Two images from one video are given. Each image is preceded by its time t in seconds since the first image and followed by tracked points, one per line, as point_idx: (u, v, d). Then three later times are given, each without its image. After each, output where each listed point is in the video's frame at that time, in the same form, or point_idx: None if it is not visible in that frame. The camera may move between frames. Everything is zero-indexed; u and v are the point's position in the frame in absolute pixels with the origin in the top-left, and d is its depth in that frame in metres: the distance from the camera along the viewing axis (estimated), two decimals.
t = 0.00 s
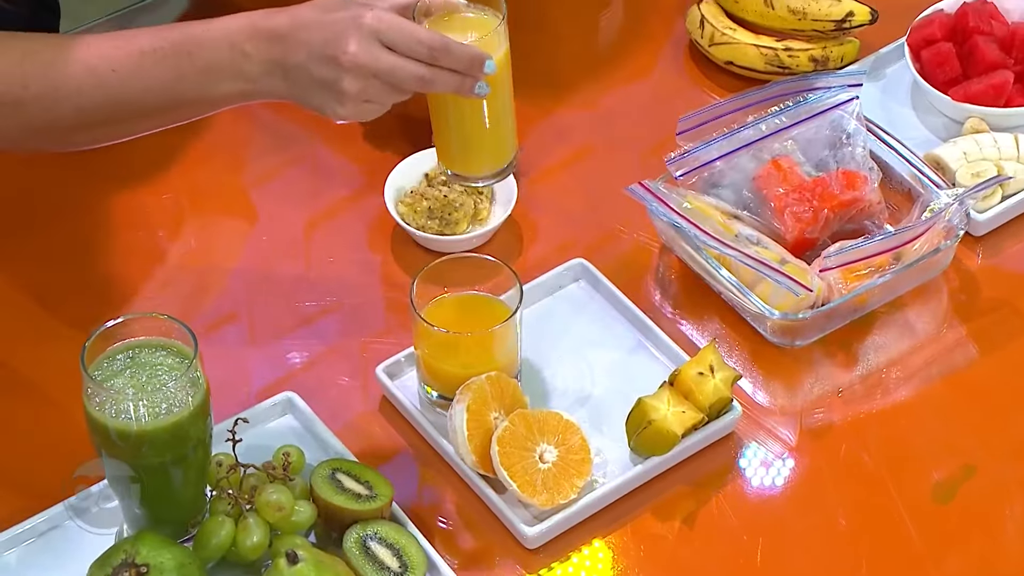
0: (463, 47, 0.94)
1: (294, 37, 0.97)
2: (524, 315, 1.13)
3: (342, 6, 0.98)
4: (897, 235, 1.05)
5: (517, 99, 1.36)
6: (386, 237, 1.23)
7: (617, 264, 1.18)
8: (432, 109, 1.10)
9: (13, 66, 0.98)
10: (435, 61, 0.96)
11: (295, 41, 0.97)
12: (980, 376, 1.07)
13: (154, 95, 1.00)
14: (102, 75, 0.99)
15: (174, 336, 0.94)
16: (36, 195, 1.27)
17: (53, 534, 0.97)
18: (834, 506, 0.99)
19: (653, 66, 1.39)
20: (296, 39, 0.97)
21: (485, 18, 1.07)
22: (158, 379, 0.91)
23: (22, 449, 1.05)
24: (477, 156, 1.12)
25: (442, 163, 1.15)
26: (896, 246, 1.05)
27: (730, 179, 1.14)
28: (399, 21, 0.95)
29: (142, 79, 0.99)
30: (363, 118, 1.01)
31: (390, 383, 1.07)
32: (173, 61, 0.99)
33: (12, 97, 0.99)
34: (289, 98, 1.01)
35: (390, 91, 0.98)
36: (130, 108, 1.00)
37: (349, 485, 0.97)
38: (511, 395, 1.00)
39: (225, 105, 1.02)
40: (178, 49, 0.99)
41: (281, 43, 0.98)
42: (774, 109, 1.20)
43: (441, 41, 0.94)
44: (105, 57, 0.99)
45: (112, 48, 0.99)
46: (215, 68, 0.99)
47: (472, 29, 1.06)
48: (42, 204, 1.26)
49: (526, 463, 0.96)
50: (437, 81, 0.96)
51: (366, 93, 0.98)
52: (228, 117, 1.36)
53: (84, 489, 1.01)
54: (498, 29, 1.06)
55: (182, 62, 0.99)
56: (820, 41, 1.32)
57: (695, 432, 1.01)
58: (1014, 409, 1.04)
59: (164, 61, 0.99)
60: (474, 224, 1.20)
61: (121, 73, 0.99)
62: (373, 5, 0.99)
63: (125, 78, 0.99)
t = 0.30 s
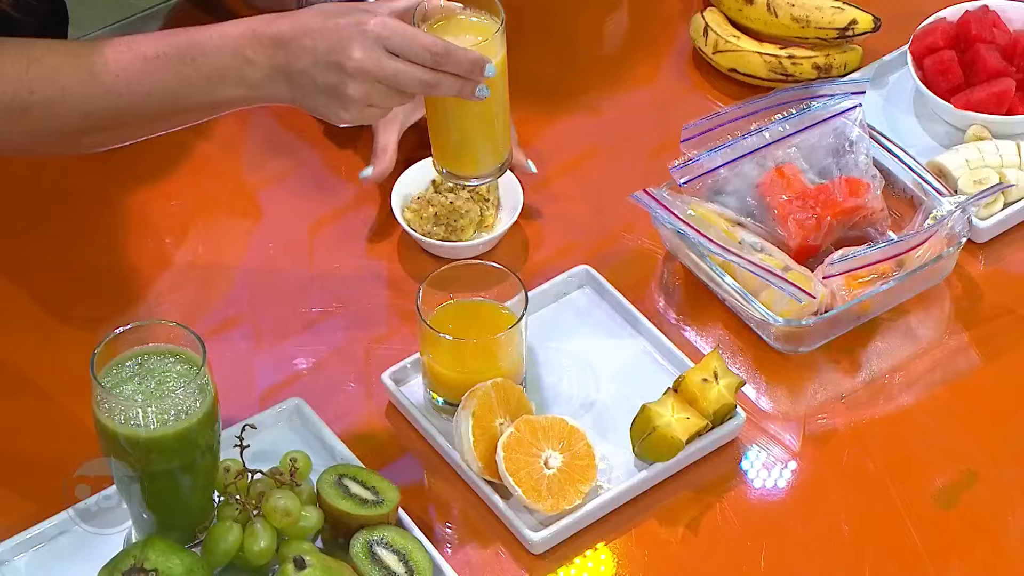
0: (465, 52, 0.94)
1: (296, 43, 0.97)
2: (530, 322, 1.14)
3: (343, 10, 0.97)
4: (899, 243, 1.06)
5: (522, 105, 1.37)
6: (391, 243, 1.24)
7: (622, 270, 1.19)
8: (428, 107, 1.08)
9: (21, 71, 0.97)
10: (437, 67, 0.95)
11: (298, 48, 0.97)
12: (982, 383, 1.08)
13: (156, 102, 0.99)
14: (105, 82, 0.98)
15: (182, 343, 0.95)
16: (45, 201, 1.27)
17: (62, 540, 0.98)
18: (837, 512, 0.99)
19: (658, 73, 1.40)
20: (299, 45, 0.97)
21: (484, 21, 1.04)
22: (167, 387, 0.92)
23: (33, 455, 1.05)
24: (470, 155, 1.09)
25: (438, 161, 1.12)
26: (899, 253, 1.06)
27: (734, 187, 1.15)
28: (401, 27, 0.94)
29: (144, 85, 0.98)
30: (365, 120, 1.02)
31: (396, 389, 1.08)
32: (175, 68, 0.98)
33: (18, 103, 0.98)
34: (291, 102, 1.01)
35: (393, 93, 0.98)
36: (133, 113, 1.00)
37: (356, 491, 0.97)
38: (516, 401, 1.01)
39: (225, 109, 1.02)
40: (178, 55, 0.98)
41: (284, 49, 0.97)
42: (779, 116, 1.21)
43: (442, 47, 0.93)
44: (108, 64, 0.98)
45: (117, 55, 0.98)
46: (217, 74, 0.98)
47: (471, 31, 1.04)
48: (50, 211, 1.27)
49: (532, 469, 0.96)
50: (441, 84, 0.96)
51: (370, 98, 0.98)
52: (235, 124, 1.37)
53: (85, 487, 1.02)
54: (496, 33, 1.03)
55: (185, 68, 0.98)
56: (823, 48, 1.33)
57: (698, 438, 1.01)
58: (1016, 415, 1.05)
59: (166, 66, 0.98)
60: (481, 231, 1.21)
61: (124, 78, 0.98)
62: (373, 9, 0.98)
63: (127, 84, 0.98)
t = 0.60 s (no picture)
0: (457, 68, 0.97)
1: (292, 56, 0.99)
2: (533, 329, 1.15)
3: (340, 24, 1.00)
4: (900, 250, 1.07)
5: (524, 112, 1.37)
6: (395, 248, 1.25)
7: (625, 276, 1.20)
8: (423, 122, 1.11)
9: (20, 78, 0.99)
10: (431, 80, 0.98)
11: (293, 60, 0.99)
12: (982, 389, 1.08)
13: (152, 110, 1.02)
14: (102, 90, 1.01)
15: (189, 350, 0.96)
16: (51, 209, 1.28)
17: (69, 545, 0.98)
18: (838, 518, 1.00)
19: (660, 79, 1.41)
20: (294, 57, 0.99)
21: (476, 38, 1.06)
22: (173, 393, 0.93)
23: (40, 463, 1.06)
24: (464, 170, 1.12)
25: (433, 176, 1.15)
26: (900, 260, 1.07)
27: (736, 194, 1.15)
28: (395, 41, 0.97)
29: (141, 93, 1.01)
30: (358, 132, 1.05)
31: (400, 395, 1.08)
32: (171, 77, 1.01)
33: (16, 107, 1.00)
34: (286, 112, 1.04)
35: (386, 107, 1.01)
36: (128, 119, 1.02)
37: (360, 496, 0.98)
38: (519, 407, 1.02)
39: (221, 117, 1.05)
40: (175, 64, 1.01)
41: (280, 61, 1.00)
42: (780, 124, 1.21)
43: (435, 62, 0.96)
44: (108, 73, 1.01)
45: (116, 64, 1.01)
46: (213, 85, 1.01)
47: (465, 47, 1.06)
48: (56, 219, 1.27)
49: (535, 474, 0.97)
50: (433, 99, 0.99)
51: (362, 110, 1.01)
52: (239, 130, 1.37)
53: (86, 487, 1.03)
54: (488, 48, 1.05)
55: (182, 78, 1.01)
56: (825, 56, 1.34)
57: (699, 444, 1.02)
58: (1015, 422, 1.06)
59: (165, 75, 1.01)
60: (489, 239, 1.21)
61: (121, 86, 1.01)
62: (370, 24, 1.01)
63: (126, 92, 1.01)
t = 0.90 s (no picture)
0: (445, 88, 0.99)
1: (284, 73, 1.02)
2: (533, 336, 1.16)
3: (332, 44, 1.03)
4: (897, 257, 1.07)
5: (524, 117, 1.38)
6: (395, 254, 1.25)
7: (626, 282, 1.21)
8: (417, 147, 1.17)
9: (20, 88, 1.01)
10: (419, 99, 1.00)
11: (284, 77, 1.01)
12: (979, 395, 1.09)
13: (143, 124, 1.03)
14: (95, 102, 1.02)
15: (192, 357, 0.96)
16: (54, 217, 1.28)
17: (72, 550, 0.99)
18: (836, 523, 1.01)
19: (660, 85, 1.41)
20: (285, 75, 1.02)
21: (465, 59, 1.14)
22: (176, 400, 0.93)
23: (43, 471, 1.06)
24: (457, 192, 1.18)
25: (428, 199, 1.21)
26: (897, 267, 1.07)
27: (734, 202, 1.16)
28: (385, 62, 1.00)
29: (131, 105, 1.02)
30: (348, 152, 1.07)
31: (401, 402, 1.09)
32: (163, 91, 1.03)
33: (11, 118, 1.01)
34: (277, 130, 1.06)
35: (375, 126, 1.03)
36: (118, 131, 1.03)
37: (361, 501, 0.98)
38: (519, 413, 1.02)
39: (212, 135, 1.06)
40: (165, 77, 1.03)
41: (271, 79, 1.02)
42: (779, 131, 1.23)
43: (423, 82, 0.99)
44: (102, 86, 1.02)
45: (109, 78, 1.03)
46: (204, 100, 1.03)
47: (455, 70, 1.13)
48: (59, 227, 1.28)
49: (535, 480, 0.98)
50: (421, 118, 1.01)
51: (351, 129, 1.03)
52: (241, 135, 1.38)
53: (85, 487, 1.04)
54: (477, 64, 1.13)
55: (174, 93, 1.03)
56: (823, 63, 1.35)
57: (698, 450, 1.03)
58: (1011, 429, 1.06)
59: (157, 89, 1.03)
60: (493, 236, 1.22)
61: (112, 98, 1.02)
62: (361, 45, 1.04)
63: (119, 105, 1.02)
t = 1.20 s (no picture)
0: (367, 126, 1.03)
1: (211, 113, 1.07)
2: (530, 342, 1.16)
3: (258, 85, 1.07)
4: (892, 264, 1.08)
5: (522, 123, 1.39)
6: (394, 259, 1.26)
7: (623, 287, 1.22)
8: (342, 179, 1.16)
9: None
10: (341, 138, 1.04)
11: (211, 118, 1.07)
12: (974, 401, 1.10)
13: (74, 159, 1.08)
14: (31, 138, 1.08)
15: (192, 364, 0.97)
16: (51, 224, 1.28)
17: (73, 555, 1.00)
18: (832, 529, 1.01)
19: (657, 91, 1.42)
20: (212, 115, 1.07)
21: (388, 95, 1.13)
22: (177, 407, 0.94)
23: (43, 479, 1.06)
24: (380, 223, 1.19)
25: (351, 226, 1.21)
26: (891, 274, 1.08)
27: (731, 209, 1.17)
28: (307, 103, 1.04)
29: (66, 141, 1.08)
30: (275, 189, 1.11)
31: (399, 408, 1.10)
32: (97, 129, 1.08)
33: None
34: (206, 168, 1.10)
35: (299, 165, 1.07)
36: (55, 167, 1.09)
37: (360, 507, 0.99)
38: (517, 419, 1.02)
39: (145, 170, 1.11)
40: (100, 116, 1.09)
41: (199, 119, 1.07)
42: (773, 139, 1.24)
43: (342, 120, 1.02)
44: (39, 122, 1.08)
45: (44, 116, 1.08)
46: (135, 138, 1.08)
47: (378, 103, 1.13)
48: (58, 233, 1.27)
49: (532, 486, 0.98)
50: (342, 155, 1.04)
51: (276, 167, 1.07)
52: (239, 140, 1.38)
53: (85, 487, 1.05)
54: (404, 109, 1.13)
55: (106, 131, 1.08)
56: (820, 70, 1.36)
57: (695, 456, 1.03)
58: (1005, 435, 1.07)
59: (87, 127, 1.08)
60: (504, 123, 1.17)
61: (46, 136, 1.08)
62: (287, 86, 1.08)
63: (52, 142, 1.08)
